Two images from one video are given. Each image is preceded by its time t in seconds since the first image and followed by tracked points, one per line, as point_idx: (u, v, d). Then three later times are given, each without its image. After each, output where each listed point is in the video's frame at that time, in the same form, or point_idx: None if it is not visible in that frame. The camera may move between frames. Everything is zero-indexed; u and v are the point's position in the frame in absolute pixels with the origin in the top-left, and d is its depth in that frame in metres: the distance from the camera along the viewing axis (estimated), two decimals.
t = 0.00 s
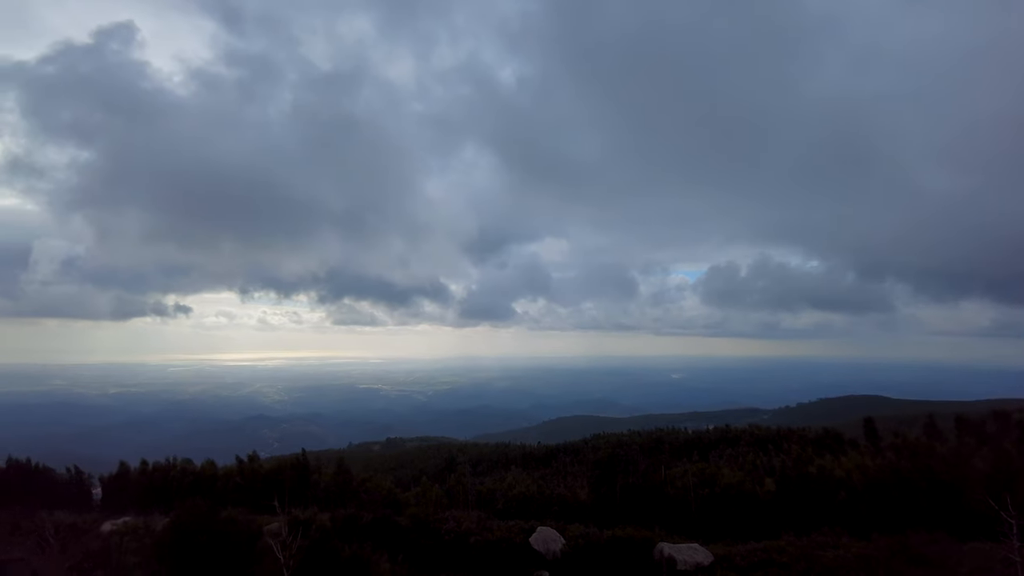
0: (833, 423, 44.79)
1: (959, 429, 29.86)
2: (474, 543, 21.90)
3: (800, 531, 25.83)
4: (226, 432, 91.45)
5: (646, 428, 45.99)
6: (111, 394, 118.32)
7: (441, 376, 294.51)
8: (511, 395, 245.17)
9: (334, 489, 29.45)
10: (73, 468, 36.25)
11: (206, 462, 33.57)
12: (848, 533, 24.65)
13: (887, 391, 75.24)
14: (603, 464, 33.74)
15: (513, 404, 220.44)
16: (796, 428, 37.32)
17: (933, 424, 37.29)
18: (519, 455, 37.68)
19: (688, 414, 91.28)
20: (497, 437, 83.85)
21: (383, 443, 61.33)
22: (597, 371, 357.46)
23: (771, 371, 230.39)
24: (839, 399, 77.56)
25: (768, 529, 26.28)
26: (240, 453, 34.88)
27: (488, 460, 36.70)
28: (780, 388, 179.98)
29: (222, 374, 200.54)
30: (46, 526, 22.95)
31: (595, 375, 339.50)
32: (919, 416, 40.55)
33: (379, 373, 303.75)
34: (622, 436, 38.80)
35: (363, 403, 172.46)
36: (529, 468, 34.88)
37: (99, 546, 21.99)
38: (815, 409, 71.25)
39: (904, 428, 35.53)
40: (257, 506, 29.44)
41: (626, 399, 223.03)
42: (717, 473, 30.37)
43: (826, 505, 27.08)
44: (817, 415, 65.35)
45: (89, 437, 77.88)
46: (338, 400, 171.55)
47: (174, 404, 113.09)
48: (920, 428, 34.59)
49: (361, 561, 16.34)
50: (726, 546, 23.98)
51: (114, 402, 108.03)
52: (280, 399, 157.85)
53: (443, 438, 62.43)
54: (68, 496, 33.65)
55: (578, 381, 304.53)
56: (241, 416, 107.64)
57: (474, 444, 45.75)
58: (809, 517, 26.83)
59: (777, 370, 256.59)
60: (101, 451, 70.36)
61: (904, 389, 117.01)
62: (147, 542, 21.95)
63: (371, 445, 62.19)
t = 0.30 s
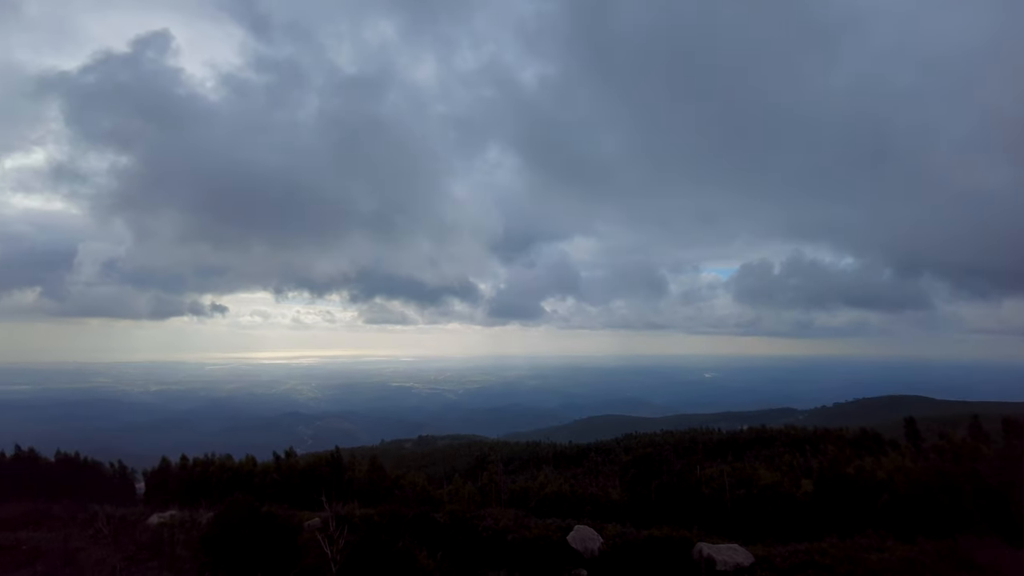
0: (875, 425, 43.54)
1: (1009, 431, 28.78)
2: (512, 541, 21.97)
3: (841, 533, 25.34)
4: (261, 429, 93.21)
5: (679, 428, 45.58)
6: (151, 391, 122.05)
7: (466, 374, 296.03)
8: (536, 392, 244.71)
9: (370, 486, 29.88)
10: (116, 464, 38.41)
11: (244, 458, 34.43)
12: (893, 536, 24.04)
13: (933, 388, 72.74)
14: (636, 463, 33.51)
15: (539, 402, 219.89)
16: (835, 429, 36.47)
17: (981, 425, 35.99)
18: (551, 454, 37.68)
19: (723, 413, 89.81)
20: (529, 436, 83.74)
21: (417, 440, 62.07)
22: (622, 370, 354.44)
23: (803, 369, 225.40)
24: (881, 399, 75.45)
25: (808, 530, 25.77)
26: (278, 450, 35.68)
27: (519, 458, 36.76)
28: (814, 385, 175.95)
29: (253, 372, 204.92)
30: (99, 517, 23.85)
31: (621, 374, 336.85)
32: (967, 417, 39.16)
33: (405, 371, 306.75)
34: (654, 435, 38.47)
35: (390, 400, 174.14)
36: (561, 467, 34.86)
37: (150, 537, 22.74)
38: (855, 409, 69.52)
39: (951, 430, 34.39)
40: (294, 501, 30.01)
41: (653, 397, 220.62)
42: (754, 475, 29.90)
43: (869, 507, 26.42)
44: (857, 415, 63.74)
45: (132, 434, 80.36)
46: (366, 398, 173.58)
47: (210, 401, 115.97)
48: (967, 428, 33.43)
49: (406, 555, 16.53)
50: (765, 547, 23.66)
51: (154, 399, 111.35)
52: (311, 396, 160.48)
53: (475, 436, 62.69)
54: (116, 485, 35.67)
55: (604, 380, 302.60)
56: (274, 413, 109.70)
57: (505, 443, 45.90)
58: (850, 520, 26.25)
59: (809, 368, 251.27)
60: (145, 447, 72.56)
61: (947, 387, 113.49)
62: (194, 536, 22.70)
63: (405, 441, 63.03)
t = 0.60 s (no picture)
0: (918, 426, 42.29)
1: None
2: (552, 539, 22.03)
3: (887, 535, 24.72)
4: (297, 425, 95.15)
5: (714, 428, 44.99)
6: (192, 388, 125.88)
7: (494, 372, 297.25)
8: (564, 391, 244.40)
9: (405, 482, 30.23)
10: (159, 460, 40.62)
11: (283, 453, 35.33)
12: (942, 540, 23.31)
13: (985, 387, 70.03)
14: (670, 463, 33.23)
15: (567, 400, 219.21)
16: (877, 431, 35.52)
17: None
18: (584, 453, 37.59)
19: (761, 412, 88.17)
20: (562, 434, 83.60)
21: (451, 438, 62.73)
22: (650, 369, 351.00)
23: (838, 368, 220.06)
24: (926, 398, 73.09)
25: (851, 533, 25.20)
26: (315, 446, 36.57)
27: (552, 457, 36.81)
28: (851, 385, 171.68)
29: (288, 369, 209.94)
30: (151, 511, 24.75)
31: (648, 373, 333.56)
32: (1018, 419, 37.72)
33: (435, 369, 309.76)
34: (688, 435, 38.06)
35: (419, 398, 175.69)
36: (594, 466, 34.77)
37: (198, 531, 23.40)
38: (900, 409, 67.50)
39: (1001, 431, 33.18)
40: (333, 497, 30.58)
41: (683, 396, 217.95)
42: (793, 476, 29.35)
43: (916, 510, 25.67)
44: (901, 416, 61.93)
45: (175, 430, 83.04)
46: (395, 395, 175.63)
47: (247, 398, 119.02)
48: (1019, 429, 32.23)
49: (452, 552, 16.68)
50: (808, 550, 23.23)
51: (194, 395, 114.80)
52: (348, 393, 163.42)
53: (508, 434, 62.87)
54: (161, 482, 37.74)
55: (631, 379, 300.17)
56: (308, 410, 112.05)
57: (538, 441, 46.04)
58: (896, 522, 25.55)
59: (844, 367, 245.27)
60: (188, 443, 74.87)
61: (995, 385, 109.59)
62: (242, 530, 23.40)
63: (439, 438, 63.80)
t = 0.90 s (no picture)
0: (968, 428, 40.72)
1: None
2: (595, 539, 22.04)
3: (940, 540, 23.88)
4: (336, 423, 97.00)
5: (753, 428, 44.28)
6: (234, 386, 129.66)
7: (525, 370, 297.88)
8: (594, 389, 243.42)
9: (442, 480, 30.64)
10: (203, 455, 42.26)
11: (324, 450, 36.12)
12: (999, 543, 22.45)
13: None
14: (709, 464, 32.85)
15: (598, 399, 217.95)
16: (923, 433, 34.41)
17: None
18: (620, 453, 37.46)
19: (805, 413, 86.06)
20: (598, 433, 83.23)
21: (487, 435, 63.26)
22: (682, 368, 347.17)
23: (880, 367, 213.35)
24: (979, 399, 70.31)
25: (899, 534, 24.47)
26: (356, 443, 37.30)
27: (588, 456, 36.75)
28: (895, 385, 166.27)
29: (324, 367, 214.50)
30: (203, 507, 25.66)
31: (680, 372, 329.16)
32: None
33: (467, 368, 312.06)
34: (725, 435, 37.54)
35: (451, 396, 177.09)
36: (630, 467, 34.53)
37: (248, 526, 24.10)
38: (951, 409, 65.16)
39: None
40: (373, 494, 31.11)
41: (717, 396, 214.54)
42: (835, 479, 28.75)
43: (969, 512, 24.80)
44: (951, 418, 59.78)
45: (219, 426, 85.70)
46: (428, 393, 177.47)
47: (286, 395, 121.95)
48: None
49: (501, 553, 16.85)
50: (855, 554, 22.69)
51: (235, 392, 118.29)
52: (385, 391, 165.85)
53: (544, 433, 62.84)
54: (207, 477, 39.31)
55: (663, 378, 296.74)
56: (344, 407, 114.17)
57: (572, 440, 45.93)
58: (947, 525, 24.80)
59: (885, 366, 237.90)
60: (232, 440, 77.19)
61: None
62: (289, 525, 24.10)
63: (475, 435, 64.29)
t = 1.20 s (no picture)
0: None
1: None
2: (647, 541, 21.81)
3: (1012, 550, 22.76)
4: (382, 421, 99.06)
5: (804, 431, 43.13)
6: (284, 385, 133.89)
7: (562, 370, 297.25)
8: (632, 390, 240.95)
9: (489, 480, 30.95)
10: (255, 452, 43.81)
11: (372, 449, 36.94)
12: None
13: None
14: (758, 467, 32.18)
15: (637, 399, 215.67)
16: (988, 437, 32.85)
17: None
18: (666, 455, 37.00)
19: (863, 416, 83.08)
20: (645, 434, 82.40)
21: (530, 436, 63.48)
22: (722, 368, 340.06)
23: (935, 367, 204.21)
24: None
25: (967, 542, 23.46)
26: (405, 441, 38.38)
27: (633, 458, 36.51)
28: (953, 386, 159.03)
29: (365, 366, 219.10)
30: (262, 502, 26.64)
31: (722, 372, 322.24)
32: None
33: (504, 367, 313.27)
34: (774, 438, 36.65)
35: (490, 395, 178.23)
36: (677, 469, 34.13)
37: (305, 522, 24.86)
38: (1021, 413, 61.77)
39: None
40: (422, 493, 31.65)
41: (761, 397, 209.42)
42: (895, 485, 27.76)
43: None
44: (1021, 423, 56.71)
45: (268, 425, 88.51)
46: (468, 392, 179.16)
47: (332, 394, 125.17)
48: None
49: (559, 554, 16.83)
50: (920, 562, 21.88)
51: (284, 391, 122.07)
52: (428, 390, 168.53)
53: (589, 433, 62.71)
54: (260, 474, 40.79)
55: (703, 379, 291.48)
56: (387, 406, 116.33)
57: (616, 441, 45.67)
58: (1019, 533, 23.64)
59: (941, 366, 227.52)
60: (284, 437, 79.75)
61: None
62: (344, 521, 24.79)
63: (518, 436, 64.51)
